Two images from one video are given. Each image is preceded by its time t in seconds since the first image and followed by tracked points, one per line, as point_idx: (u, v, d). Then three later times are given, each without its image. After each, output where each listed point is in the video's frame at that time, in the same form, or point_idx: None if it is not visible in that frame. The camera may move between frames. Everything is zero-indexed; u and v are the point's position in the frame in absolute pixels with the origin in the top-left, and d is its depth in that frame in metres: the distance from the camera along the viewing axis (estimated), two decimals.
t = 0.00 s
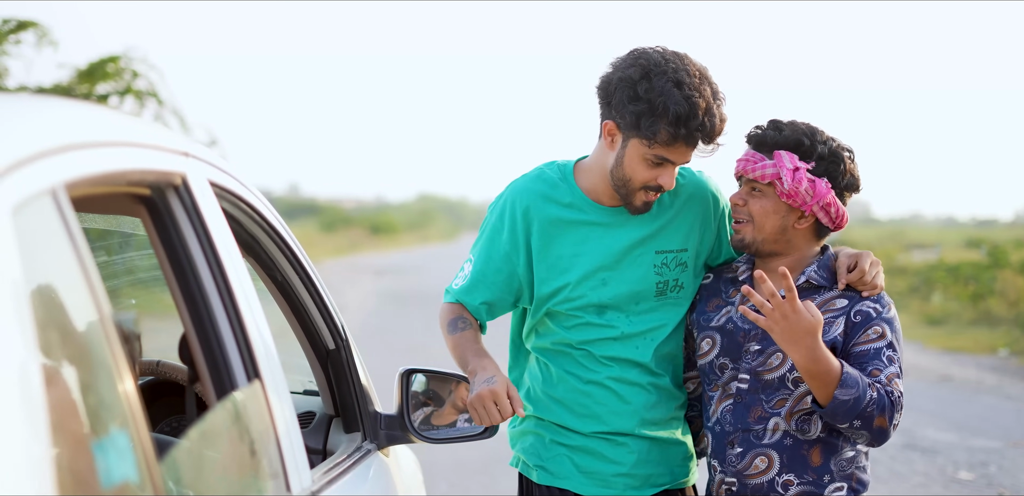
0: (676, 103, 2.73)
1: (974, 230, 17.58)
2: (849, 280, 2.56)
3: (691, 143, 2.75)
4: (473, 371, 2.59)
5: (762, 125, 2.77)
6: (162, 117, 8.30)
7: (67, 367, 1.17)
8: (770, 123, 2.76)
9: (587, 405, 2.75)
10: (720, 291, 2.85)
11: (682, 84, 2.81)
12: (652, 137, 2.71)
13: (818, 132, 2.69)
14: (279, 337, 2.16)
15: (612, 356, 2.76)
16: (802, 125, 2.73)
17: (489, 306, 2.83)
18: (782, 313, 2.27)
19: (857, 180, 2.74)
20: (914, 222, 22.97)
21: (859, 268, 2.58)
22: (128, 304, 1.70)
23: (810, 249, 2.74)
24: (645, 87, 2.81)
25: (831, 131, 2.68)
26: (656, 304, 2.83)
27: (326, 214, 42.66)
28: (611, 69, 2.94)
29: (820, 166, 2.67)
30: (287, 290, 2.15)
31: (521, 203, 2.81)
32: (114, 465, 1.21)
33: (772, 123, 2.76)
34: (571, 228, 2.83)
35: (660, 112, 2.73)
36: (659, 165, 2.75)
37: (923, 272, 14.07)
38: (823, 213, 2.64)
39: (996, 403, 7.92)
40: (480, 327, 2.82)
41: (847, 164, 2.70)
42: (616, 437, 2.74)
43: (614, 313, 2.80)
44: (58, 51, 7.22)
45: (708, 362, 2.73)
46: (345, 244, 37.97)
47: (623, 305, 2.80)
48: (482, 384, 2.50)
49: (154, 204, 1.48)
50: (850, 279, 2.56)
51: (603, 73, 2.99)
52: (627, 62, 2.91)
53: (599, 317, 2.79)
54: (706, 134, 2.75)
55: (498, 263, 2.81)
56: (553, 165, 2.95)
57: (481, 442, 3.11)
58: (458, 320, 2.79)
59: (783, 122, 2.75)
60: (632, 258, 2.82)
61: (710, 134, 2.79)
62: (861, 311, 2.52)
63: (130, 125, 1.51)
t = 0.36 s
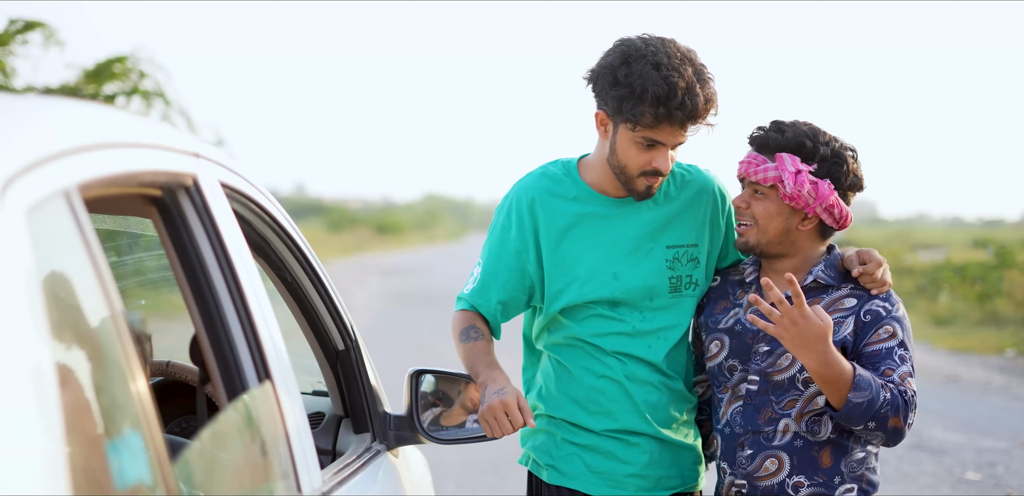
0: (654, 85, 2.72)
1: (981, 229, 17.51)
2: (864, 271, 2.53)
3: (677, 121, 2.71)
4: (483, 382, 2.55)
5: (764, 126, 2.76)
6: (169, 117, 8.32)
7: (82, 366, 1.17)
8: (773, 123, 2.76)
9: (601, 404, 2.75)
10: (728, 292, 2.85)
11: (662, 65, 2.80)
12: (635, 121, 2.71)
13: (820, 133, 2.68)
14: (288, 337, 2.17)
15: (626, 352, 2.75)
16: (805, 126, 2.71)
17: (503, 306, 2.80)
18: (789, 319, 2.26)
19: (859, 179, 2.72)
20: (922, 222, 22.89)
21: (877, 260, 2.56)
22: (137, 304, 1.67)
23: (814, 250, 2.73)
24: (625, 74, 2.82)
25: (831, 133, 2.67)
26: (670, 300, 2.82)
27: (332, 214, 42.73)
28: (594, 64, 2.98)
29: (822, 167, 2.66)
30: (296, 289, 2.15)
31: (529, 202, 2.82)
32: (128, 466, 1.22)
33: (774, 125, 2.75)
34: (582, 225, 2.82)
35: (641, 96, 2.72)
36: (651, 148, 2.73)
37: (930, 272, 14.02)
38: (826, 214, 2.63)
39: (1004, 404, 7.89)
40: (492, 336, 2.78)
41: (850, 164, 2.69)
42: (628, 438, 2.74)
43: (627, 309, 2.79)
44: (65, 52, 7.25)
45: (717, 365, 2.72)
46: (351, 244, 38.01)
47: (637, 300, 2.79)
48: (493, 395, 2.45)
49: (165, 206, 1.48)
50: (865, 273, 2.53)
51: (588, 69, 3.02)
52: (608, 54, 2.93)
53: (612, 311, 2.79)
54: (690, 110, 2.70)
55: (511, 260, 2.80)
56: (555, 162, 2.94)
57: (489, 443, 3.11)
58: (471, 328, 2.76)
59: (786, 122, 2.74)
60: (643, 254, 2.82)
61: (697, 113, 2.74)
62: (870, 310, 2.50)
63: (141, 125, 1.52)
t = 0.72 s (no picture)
0: (638, 65, 2.75)
1: (988, 229, 17.45)
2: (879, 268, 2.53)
3: (665, 97, 2.72)
4: (497, 382, 2.58)
5: (776, 125, 2.76)
6: (175, 116, 8.35)
7: (97, 366, 1.17)
8: (783, 122, 2.75)
9: (611, 401, 2.75)
10: (740, 293, 2.83)
11: (647, 47, 2.82)
12: (624, 103, 2.74)
13: (828, 132, 2.67)
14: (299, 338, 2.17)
15: (636, 347, 2.74)
16: (815, 125, 2.71)
17: (514, 303, 2.82)
18: (806, 340, 2.26)
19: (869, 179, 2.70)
20: (928, 222, 22.82)
21: (891, 259, 2.55)
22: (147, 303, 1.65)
23: (825, 250, 2.72)
24: (613, 59, 2.86)
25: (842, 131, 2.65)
26: (680, 297, 2.81)
27: (338, 214, 42.79)
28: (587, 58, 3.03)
29: (830, 166, 2.64)
30: (306, 290, 2.15)
31: (537, 199, 2.83)
32: (142, 466, 1.22)
33: (785, 123, 2.75)
34: (592, 220, 2.82)
35: (628, 78, 2.76)
36: (647, 130, 2.75)
37: (937, 271, 13.98)
38: (834, 214, 2.62)
39: (1012, 404, 7.86)
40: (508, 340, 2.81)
41: (859, 164, 2.66)
42: (636, 439, 2.73)
43: (638, 303, 2.79)
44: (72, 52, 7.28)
45: (729, 366, 2.72)
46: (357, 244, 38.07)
47: (648, 295, 2.78)
48: (508, 392, 2.50)
49: (177, 205, 1.48)
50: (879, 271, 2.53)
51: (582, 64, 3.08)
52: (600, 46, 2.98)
53: (623, 305, 2.78)
54: (675, 85, 2.70)
55: (521, 258, 2.81)
56: (564, 162, 2.94)
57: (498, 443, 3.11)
58: (486, 333, 2.78)
59: (796, 121, 2.74)
60: (653, 249, 2.82)
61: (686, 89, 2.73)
62: (885, 312, 2.49)
63: (152, 125, 1.52)
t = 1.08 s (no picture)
0: (659, 68, 2.74)
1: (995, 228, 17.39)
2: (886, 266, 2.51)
3: (690, 97, 2.75)
4: (505, 381, 2.57)
5: (783, 124, 2.75)
6: (182, 116, 8.35)
7: (104, 364, 1.17)
8: (790, 121, 2.74)
9: (622, 401, 2.74)
10: (747, 292, 2.82)
11: (658, 48, 2.81)
12: (650, 109, 2.73)
13: (834, 131, 2.66)
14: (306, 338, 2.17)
15: (645, 346, 2.73)
16: (821, 124, 2.70)
17: (524, 306, 2.81)
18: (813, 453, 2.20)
19: (875, 179, 2.68)
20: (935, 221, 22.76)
21: (899, 257, 2.53)
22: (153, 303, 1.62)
23: (831, 248, 2.70)
24: (626, 66, 2.82)
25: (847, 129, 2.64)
26: (689, 295, 2.80)
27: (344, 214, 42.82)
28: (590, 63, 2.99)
29: (836, 165, 2.63)
30: (313, 288, 2.15)
31: (545, 201, 2.82)
32: (148, 465, 1.21)
33: (791, 122, 2.74)
34: (599, 220, 2.81)
35: (649, 83, 2.74)
36: (669, 129, 2.75)
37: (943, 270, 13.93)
38: (840, 212, 2.60)
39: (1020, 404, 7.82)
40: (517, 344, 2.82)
41: (865, 163, 2.65)
42: (645, 439, 2.72)
43: (646, 302, 2.78)
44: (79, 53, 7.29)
45: (739, 365, 2.71)
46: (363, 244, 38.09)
47: (656, 294, 2.77)
48: (516, 389, 2.50)
49: (183, 204, 1.47)
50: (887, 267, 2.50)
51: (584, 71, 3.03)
52: (602, 51, 2.94)
53: (632, 303, 2.77)
54: (698, 83, 2.73)
55: (530, 260, 2.80)
56: (568, 165, 2.94)
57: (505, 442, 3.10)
58: (497, 336, 2.79)
59: (803, 120, 2.72)
60: (661, 247, 2.80)
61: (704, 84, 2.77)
62: (898, 313, 2.47)
63: (160, 124, 1.52)
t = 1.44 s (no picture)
0: (664, 72, 2.74)
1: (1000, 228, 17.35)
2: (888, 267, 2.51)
3: (695, 98, 2.76)
4: (508, 381, 2.58)
5: (783, 126, 2.74)
6: (185, 116, 8.35)
7: (106, 365, 1.17)
8: (790, 123, 2.73)
9: (625, 402, 2.73)
10: (748, 292, 2.81)
11: (662, 50, 2.81)
12: (656, 112, 2.73)
13: (837, 132, 2.65)
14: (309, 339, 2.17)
15: (649, 347, 2.73)
16: (823, 125, 2.69)
17: (526, 308, 2.82)
18: None
19: (878, 179, 2.68)
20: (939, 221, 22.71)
21: (900, 257, 2.53)
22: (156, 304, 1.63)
23: (834, 249, 2.70)
24: (630, 70, 2.82)
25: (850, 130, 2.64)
26: (691, 295, 2.80)
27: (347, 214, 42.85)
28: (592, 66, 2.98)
29: (840, 165, 2.62)
30: (315, 289, 2.15)
31: (546, 203, 2.82)
32: (150, 466, 1.22)
33: (792, 124, 2.73)
34: (601, 221, 2.80)
35: (655, 87, 2.75)
36: (672, 130, 2.76)
37: (948, 271, 13.90)
38: (844, 212, 2.60)
39: None
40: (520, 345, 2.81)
41: (868, 163, 2.65)
42: (649, 440, 2.72)
43: (649, 303, 2.78)
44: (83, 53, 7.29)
45: (740, 365, 2.71)
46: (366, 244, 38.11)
47: (659, 294, 2.77)
48: (520, 389, 2.50)
49: (185, 205, 1.47)
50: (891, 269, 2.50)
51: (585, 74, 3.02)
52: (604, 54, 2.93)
53: (635, 305, 2.77)
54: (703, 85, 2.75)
55: (533, 261, 2.81)
56: (568, 167, 2.94)
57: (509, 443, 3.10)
58: (500, 338, 2.79)
59: (803, 122, 2.72)
60: (664, 248, 2.80)
61: (708, 85, 2.79)
62: (899, 315, 2.47)
63: (163, 125, 1.52)
